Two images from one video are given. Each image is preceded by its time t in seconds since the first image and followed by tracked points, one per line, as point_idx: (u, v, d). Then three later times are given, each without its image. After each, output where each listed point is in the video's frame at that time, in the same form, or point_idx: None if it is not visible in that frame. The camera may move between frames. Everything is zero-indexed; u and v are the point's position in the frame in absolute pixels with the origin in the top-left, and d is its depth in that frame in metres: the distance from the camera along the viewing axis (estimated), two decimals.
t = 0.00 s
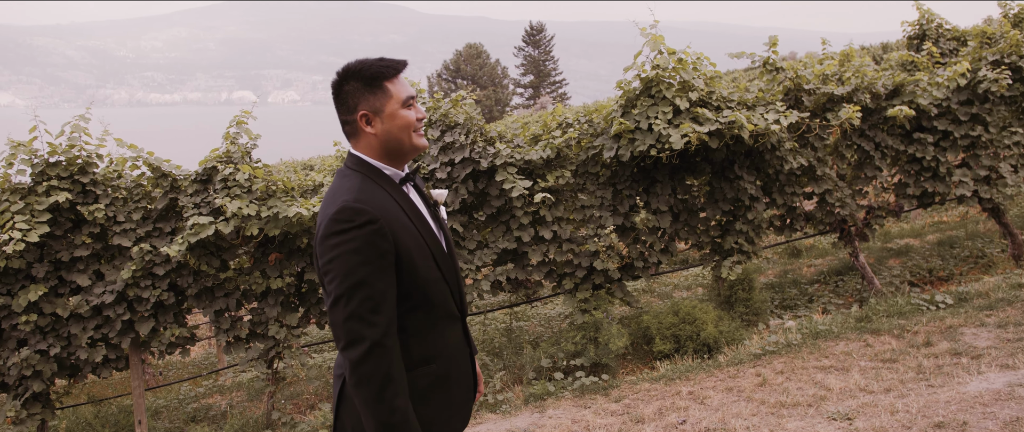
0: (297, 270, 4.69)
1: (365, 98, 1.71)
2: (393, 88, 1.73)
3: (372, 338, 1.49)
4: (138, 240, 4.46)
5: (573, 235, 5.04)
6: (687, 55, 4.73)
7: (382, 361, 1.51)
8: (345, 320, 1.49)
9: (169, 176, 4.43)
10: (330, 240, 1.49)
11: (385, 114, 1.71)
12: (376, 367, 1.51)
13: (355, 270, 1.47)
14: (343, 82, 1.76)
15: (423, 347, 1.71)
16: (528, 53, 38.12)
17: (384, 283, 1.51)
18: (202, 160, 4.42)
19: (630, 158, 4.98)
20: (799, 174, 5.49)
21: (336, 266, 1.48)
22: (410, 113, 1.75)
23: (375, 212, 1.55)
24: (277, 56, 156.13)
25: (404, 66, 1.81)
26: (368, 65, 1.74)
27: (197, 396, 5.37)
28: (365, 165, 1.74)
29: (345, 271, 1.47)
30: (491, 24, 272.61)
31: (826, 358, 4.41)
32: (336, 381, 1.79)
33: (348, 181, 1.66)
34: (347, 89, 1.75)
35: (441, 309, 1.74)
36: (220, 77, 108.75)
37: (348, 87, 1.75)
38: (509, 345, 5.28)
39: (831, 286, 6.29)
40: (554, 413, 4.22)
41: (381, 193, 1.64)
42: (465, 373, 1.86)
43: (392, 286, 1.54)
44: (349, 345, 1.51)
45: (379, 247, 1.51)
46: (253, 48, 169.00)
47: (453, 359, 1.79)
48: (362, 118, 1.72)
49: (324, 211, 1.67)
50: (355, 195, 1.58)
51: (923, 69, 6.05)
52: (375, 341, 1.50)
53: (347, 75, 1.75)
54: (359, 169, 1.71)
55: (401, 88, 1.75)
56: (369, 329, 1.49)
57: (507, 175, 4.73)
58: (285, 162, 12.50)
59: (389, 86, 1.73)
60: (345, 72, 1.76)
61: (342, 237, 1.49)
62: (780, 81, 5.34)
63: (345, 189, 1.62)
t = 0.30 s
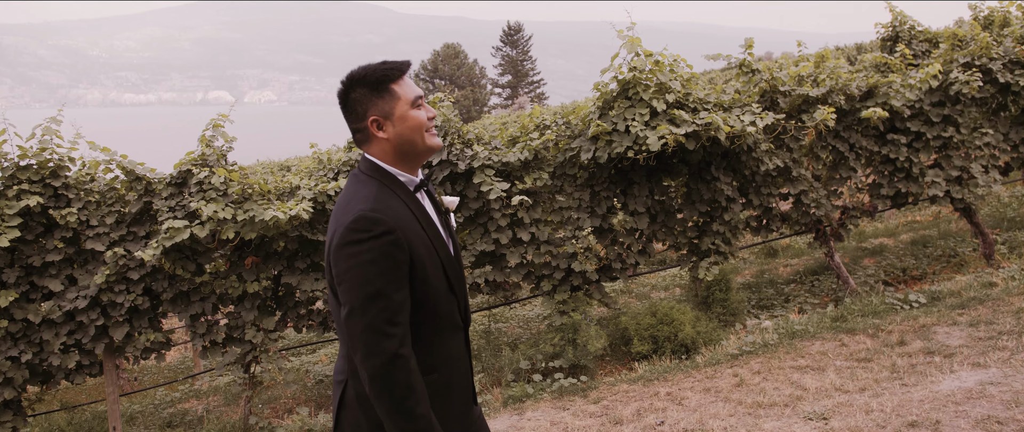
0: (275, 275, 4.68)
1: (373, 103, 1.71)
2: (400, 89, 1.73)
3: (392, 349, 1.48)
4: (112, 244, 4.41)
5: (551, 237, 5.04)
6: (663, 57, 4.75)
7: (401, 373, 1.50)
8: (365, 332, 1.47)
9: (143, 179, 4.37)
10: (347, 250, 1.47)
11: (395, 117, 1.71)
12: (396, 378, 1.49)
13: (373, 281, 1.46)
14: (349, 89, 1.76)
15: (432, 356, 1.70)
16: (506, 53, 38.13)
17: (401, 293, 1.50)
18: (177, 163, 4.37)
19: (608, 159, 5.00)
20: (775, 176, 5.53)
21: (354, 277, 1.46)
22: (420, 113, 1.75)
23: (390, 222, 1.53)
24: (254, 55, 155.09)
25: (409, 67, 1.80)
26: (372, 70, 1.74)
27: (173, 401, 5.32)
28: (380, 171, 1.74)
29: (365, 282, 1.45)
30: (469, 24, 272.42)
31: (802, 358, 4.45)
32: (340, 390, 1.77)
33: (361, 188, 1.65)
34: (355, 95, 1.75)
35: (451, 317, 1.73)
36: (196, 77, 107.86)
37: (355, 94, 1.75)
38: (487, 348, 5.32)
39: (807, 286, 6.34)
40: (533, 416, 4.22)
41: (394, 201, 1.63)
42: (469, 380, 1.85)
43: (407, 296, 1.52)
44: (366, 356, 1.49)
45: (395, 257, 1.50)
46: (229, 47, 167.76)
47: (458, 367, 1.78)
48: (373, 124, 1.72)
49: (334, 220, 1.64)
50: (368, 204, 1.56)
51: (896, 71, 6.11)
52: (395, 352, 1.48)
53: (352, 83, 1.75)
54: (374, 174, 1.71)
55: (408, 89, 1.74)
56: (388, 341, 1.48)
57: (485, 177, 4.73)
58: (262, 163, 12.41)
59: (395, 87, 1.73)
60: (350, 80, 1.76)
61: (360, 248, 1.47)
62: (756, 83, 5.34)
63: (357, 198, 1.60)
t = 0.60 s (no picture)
0: (243, 277, 4.65)
1: (428, 100, 1.68)
2: (454, 92, 1.72)
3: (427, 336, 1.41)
4: (77, 248, 4.34)
5: (522, 238, 5.04)
6: (634, 58, 4.79)
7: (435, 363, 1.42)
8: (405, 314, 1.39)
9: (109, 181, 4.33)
10: (396, 228, 1.40)
11: (448, 115, 1.69)
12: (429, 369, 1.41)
13: (420, 264, 1.39)
14: (404, 86, 1.73)
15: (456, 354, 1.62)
16: (478, 53, 38.25)
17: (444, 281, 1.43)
18: (143, 166, 4.30)
19: (579, 160, 5.02)
20: (744, 176, 5.59)
21: (401, 255, 1.38)
22: (470, 117, 1.73)
23: (439, 209, 1.47)
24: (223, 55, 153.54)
25: (462, 76, 1.80)
26: (429, 70, 1.73)
27: (141, 407, 5.26)
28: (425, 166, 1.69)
29: (413, 263, 1.38)
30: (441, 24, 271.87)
31: (771, 357, 4.50)
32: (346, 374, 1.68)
33: (406, 175, 1.59)
34: (409, 91, 1.72)
35: (478, 316, 1.66)
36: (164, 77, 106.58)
37: (409, 91, 1.72)
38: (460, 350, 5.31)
39: (776, 284, 6.41)
40: (504, 417, 4.22)
41: (440, 190, 1.56)
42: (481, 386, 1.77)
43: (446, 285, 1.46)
44: (402, 340, 1.41)
45: (442, 243, 1.44)
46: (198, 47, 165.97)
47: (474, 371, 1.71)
48: (424, 119, 1.69)
49: (374, 199, 1.57)
50: (419, 189, 1.50)
51: (862, 72, 6.20)
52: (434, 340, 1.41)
53: (408, 79, 1.73)
54: (419, 167, 1.65)
55: (461, 94, 1.73)
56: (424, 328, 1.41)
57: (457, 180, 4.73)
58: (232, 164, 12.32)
59: (451, 89, 1.72)
60: (406, 77, 1.73)
61: (411, 227, 1.40)
62: (726, 85, 5.40)
63: (404, 179, 1.53)
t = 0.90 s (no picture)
0: (197, 281, 4.57)
1: (424, 78, 1.85)
2: (451, 74, 1.88)
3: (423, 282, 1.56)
4: (24, 252, 4.23)
5: (481, 240, 5.04)
6: (592, 59, 4.81)
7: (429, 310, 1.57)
8: (399, 264, 1.55)
9: (58, 185, 4.21)
10: (388, 187, 1.59)
11: (441, 94, 1.85)
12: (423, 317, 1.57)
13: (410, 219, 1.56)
14: (405, 63, 1.90)
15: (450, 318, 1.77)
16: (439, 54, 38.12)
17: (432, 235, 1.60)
18: (94, 168, 4.24)
19: (538, 161, 5.03)
20: (701, 176, 5.64)
21: (394, 211, 1.56)
22: (464, 99, 1.90)
23: (427, 172, 1.65)
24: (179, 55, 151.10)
25: (463, 60, 1.96)
26: (430, 51, 1.89)
27: (94, 415, 5.16)
28: (417, 138, 1.86)
29: (404, 217, 1.55)
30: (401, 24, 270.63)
31: (728, 355, 4.55)
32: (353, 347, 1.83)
33: (400, 146, 1.77)
34: (409, 69, 1.88)
35: (469, 281, 1.83)
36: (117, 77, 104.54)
37: (409, 68, 1.89)
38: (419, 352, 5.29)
39: (733, 283, 6.50)
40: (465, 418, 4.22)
41: (429, 160, 1.74)
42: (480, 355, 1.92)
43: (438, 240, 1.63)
44: (400, 290, 1.56)
45: (430, 202, 1.61)
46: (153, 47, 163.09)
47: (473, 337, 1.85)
48: (419, 96, 1.85)
49: (368, 174, 1.75)
50: (407, 157, 1.69)
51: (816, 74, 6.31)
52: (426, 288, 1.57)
53: (410, 58, 1.89)
54: (410, 140, 1.82)
55: (458, 76, 1.89)
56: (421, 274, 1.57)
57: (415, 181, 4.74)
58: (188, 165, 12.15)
59: (448, 70, 1.88)
60: (408, 56, 1.90)
61: (400, 187, 1.58)
62: (682, 86, 5.47)
63: (394, 151, 1.72)
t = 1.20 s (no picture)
0: (149, 286, 4.49)
1: (404, 79, 1.78)
2: (432, 74, 1.82)
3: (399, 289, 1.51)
4: None
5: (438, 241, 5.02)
6: (549, 60, 4.82)
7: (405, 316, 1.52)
8: (373, 269, 1.50)
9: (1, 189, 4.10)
10: (364, 190, 1.54)
11: (422, 96, 1.79)
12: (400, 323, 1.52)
13: (384, 222, 1.51)
14: (384, 63, 1.83)
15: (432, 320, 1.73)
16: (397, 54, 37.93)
17: (409, 236, 1.55)
18: (40, 171, 4.13)
19: (495, 162, 5.04)
20: (658, 176, 5.69)
21: (366, 215, 1.51)
22: (444, 101, 1.84)
23: (404, 172, 1.61)
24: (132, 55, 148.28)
25: (444, 60, 1.90)
26: (410, 51, 1.83)
27: (42, 425, 5.03)
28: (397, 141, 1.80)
29: (377, 221, 1.51)
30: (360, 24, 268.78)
31: (685, 353, 4.59)
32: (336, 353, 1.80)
33: (378, 148, 1.71)
34: (388, 69, 1.82)
35: (451, 280, 1.79)
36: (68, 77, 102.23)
37: (388, 68, 1.83)
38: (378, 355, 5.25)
39: (691, 282, 6.56)
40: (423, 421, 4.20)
41: (407, 159, 1.69)
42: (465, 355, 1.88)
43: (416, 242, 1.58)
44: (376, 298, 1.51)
45: (408, 203, 1.56)
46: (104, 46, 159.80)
47: (455, 338, 1.82)
48: (399, 97, 1.79)
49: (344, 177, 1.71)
50: (383, 156, 1.64)
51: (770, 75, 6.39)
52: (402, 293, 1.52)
53: (389, 57, 1.83)
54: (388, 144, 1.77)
55: (439, 77, 1.83)
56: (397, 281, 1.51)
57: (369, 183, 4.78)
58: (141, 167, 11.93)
59: (429, 71, 1.82)
60: (388, 55, 1.84)
61: (374, 189, 1.53)
62: (638, 87, 5.50)
63: (370, 152, 1.67)
